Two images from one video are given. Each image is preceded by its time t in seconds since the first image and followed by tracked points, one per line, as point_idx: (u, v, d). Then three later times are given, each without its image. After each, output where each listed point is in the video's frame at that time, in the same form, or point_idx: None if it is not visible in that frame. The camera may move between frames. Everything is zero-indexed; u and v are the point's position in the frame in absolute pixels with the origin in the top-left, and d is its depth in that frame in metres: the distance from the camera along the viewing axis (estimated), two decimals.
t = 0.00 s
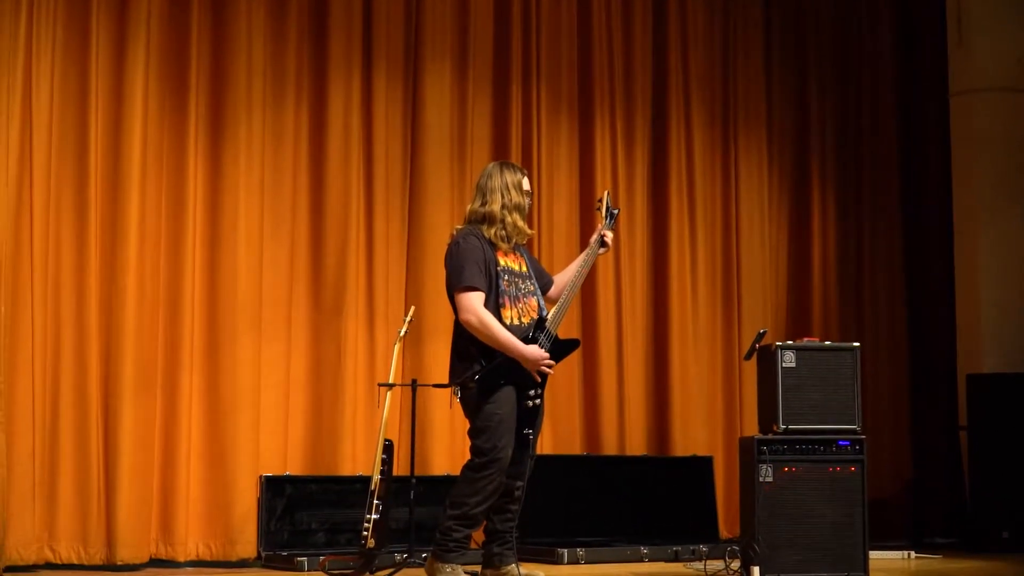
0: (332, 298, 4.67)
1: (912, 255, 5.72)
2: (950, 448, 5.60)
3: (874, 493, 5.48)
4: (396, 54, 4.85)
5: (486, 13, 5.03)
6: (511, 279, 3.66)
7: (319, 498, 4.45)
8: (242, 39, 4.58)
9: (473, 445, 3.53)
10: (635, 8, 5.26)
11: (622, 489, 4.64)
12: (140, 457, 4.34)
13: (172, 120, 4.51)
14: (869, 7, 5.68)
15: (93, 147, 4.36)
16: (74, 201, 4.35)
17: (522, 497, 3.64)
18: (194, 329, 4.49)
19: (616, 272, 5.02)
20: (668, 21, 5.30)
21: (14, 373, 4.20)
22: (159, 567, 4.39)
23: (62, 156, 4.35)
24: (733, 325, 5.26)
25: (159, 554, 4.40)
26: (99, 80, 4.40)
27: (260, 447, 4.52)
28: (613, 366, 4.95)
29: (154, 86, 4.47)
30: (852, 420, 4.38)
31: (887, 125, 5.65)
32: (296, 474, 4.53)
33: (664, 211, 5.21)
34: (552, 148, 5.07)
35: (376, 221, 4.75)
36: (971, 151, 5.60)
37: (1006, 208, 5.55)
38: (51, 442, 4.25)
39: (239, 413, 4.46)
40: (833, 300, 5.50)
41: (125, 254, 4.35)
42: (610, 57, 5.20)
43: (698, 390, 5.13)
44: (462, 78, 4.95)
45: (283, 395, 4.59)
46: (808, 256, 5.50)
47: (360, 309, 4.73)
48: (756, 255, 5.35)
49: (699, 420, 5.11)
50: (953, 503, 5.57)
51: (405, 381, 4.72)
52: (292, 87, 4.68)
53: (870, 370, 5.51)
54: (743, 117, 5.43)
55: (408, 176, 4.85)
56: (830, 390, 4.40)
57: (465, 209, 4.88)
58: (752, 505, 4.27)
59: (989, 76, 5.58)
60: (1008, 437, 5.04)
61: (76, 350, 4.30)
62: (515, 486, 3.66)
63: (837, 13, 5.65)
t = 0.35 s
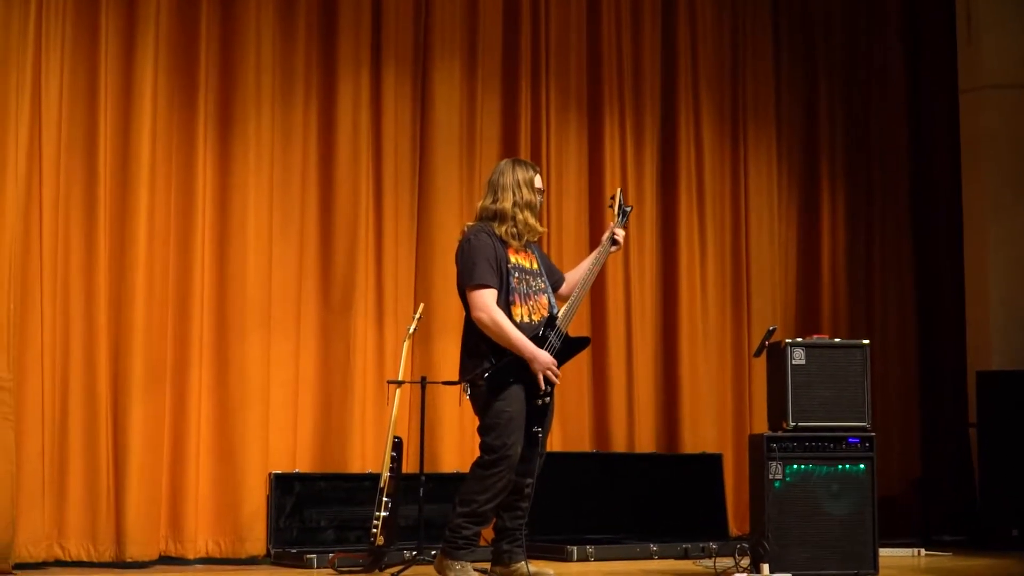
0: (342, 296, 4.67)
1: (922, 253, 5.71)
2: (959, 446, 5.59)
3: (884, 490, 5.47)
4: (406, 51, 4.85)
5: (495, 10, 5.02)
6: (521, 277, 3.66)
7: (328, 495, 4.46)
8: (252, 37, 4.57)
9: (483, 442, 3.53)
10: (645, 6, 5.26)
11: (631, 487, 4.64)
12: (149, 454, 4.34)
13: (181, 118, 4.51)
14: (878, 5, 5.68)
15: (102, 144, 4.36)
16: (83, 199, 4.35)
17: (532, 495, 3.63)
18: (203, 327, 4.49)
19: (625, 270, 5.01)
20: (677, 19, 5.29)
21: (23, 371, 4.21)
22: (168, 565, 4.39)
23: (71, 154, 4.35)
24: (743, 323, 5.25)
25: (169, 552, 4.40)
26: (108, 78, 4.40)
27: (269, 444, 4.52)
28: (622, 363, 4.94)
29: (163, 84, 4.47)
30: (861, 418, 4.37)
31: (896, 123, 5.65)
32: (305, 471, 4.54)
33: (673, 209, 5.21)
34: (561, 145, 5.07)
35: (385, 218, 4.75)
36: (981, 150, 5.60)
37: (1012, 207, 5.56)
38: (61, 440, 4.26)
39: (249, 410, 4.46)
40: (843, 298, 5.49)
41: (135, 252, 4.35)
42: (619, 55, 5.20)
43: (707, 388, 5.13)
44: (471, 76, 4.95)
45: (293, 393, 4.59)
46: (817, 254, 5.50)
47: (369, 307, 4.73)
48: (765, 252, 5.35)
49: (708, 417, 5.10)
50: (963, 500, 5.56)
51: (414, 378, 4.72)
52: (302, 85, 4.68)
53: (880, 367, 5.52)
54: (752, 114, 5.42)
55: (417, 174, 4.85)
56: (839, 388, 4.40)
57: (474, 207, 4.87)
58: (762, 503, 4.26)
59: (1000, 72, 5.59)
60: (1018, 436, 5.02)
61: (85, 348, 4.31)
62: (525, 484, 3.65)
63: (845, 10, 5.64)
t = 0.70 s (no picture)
0: (351, 295, 4.67)
1: (931, 251, 5.70)
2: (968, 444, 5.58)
3: (893, 489, 5.46)
4: (414, 49, 4.85)
5: (503, 9, 5.02)
6: (530, 275, 3.66)
7: (337, 493, 4.47)
8: (260, 35, 4.57)
9: (492, 440, 3.53)
10: (653, 4, 5.25)
11: (641, 486, 4.64)
12: (158, 453, 4.34)
13: (190, 118, 4.51)
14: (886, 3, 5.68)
15: (111, 143, 4.37)
16: (92, 198, 4.36)
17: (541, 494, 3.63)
18: (212, 326, 4.49)
19: (633, 269, 5.01)
20: (685, 17, 5.28)
21: (33, 369, 4.22)
22: (177, 563, 4.40)
23: (80, 155, 4.36)
24: (752, 322, 5.25)
25: (177, 551, 4.41)
26: (117, 77, 4.41)
27: (278, 443, 4.53)
28: (631, 362, 4.94)
29: (172, 83, 4.48)
30: (871, 417, 4.36)
31: (904, 120, 5.64)
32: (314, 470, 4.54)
33: (681, 208, 5.21)
34: (570, 144, 5.06)
35: (394, 217, 4.75)
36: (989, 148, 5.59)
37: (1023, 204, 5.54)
38: (70, 439, 4.27)
39: (258, 409, 4.46)
40: (852, 296, 5.49)
41: (143, 251, 4.36)
42: (627, 53, 5.20)
43: (716, 386, 5.12)
44: (479, 74, 4.95)
45: (301, 391, 4.59)
46: (826, 252, 5.49)
47: (378, 306, 4.73)
48: (773, 250, 5.34)
49: (716, 416, 5.10)
50: (973, 498, 5.55)
51: (423, 377, 4.72)
52: (310, 83, 4.68)
53: (889, 364, 5.51)
54: (761, 112, 5.41)
55: (426, 173, 4.85)
56: (848, 387, 4.40)
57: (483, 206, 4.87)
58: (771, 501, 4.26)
59: (1007, 71, 5.55)
60: None
61: (95, 346, 4.32)
62: (533, 483, 3.65)
63: (854, 8, 5.63)
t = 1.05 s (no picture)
0: (363, 295, 4.67)
1: (944, 250, 5.69)
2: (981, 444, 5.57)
3: (906, 489, 5.45)
4: (426, 50, 4.84)
5: (515, 10, 5.02)
6: (543, 275, 3.66)
7: (349, 493, 4.47)
8: (272, 36, 4.57)
9: (504, 440, 3.52)
10: (665, 3, 5.24)
11: (653, 487, 4.63)
12: (171, 453, 4.35)
13: (202, 119, 4.51)
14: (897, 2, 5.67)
15: (123, 144, 4.38)
16: (104, 198, 4.37)
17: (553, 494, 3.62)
18: (225, 327, 4.50)
19: (646, 268, 5.00)
20: (697, 17, 5.28)
21: (45, 369, 4.23)
22: (189, 563, 4.41)
23: (92, 156, 4.36)
24: (764, 322, 5.24)
25: (190, 550, 4.42)
26: (129, 77, 4.41)
27: (291, 443, 4.53)
28: (644, 362, 4.93)
29: (185, 84, 4.48)
30: (883, 417, 4.35)
31: (917, 119, 5.63)
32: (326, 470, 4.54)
33: (694, 208, 5.20)
34: (582, 144, 5.06)
35: (406, 217, 4.75)
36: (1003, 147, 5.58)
37: None
38: (83, 439, 4.28)
39: (270, 409, 4.46)
40: (864, 296, 5.48)
41: (156, 251, 4.36)
42: (640, 53, 5.19)
43: (729, 386, 5.11)
44: (491, 74, 4.94)
45: (314, 391, 4.60)
46: (838, 252, 5.48)
47: (390, 306, 4.73)
48: (786, 250, 5.33)
49: (729, 416, 5.09)
50: (986, 498, 5.54)
51: (435, 377, 4.72)
52: (322, 83, 4.68)
53: (902, 364, 5.50)
54: (773, 112, 5.40)
55: (438, 172, 4.84)
56: (860, 387, 4.39)
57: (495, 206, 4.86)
58: (784, 501, 4.25)
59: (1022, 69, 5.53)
60: None
61: (107, 347, 4.33)
62: (546, 483, 3.65)
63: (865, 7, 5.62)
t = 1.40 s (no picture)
0: (379, 296, 4.66)
1: (959, 250, 5.69)
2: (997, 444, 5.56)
3: (922, 489, 5.44)
4: (442, 51, 4.84)
5: (531, 9, 5.02)
6: (560, 276, 3.65)
7: (366, 494, 4.48)
8: (288, 36, 4.57)
9: (522, 442, 3.53)
10: (680, 3, 5.24)
11: (669, 488, 4.63)
12: (187, 453, 4.35)
13: (218, 119, 4.52)
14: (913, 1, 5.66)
15: (139, 144, 4.38)
16: (120, 199, 4.37)
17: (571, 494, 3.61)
18: (241, 326, 4.49)
19: (662, 268, 4.99)
20: (713, 16, 5.27)
21: (61, 370, 4.23)
22: (206, 564, 4.41)
23: (108, 156, 4.37)
24: (780, 322, 5.23)
25: (206, 551, 4.41)
26: (145, 78, 4.41)
27: (307, 444, 4.53)
28: (660, 363, 4.93)
29: (200, 84, 4.48)
30: (899, 417, 4.35)
31: (932, 119, 5.63)
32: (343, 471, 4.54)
33: (710, 207, 5.19)
34: (598, 145, 5.05)
35: (422, 218, 4.74)
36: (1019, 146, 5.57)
37: None
38: (99, 439, 4.29)
39: (286, 409, 4.46)
40: (880, 296, 5.47)
41: (171, 252, 4.36)
42: (655, 53, 5.19)
43: (745, 386, 5.11)
44: (507, 74, 4.94)
45: (329, 392, 4.59)
46: (855, 251, 5.47)
47: (406, 307, 4.72)
48: (802, 249, 5.33)
49: (745, 416, 5.08)
50: (1002, 498, 5.53)
51: (451, 378, 4.71)
52: (338, 84, 4.67)
53: (917, 364, 5.49)
54: (789, 111, 5.40)
55: (454, 173, 4.84)
56: (877, 387, 4.38)
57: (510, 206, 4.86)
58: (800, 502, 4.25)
59: None
60: None
61: (123, 347, 4.33)
62: (563, 484, 3.64)
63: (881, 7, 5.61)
